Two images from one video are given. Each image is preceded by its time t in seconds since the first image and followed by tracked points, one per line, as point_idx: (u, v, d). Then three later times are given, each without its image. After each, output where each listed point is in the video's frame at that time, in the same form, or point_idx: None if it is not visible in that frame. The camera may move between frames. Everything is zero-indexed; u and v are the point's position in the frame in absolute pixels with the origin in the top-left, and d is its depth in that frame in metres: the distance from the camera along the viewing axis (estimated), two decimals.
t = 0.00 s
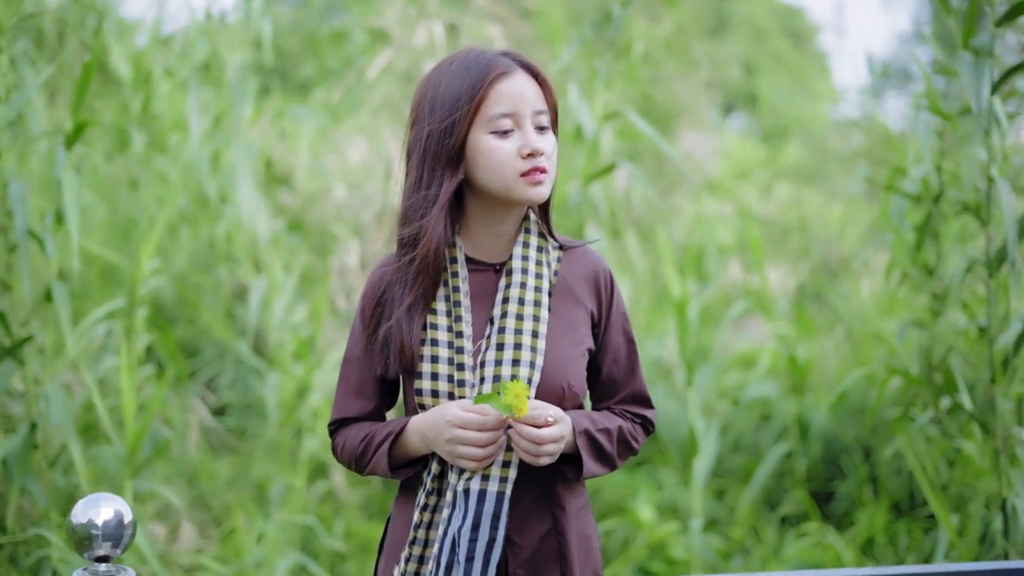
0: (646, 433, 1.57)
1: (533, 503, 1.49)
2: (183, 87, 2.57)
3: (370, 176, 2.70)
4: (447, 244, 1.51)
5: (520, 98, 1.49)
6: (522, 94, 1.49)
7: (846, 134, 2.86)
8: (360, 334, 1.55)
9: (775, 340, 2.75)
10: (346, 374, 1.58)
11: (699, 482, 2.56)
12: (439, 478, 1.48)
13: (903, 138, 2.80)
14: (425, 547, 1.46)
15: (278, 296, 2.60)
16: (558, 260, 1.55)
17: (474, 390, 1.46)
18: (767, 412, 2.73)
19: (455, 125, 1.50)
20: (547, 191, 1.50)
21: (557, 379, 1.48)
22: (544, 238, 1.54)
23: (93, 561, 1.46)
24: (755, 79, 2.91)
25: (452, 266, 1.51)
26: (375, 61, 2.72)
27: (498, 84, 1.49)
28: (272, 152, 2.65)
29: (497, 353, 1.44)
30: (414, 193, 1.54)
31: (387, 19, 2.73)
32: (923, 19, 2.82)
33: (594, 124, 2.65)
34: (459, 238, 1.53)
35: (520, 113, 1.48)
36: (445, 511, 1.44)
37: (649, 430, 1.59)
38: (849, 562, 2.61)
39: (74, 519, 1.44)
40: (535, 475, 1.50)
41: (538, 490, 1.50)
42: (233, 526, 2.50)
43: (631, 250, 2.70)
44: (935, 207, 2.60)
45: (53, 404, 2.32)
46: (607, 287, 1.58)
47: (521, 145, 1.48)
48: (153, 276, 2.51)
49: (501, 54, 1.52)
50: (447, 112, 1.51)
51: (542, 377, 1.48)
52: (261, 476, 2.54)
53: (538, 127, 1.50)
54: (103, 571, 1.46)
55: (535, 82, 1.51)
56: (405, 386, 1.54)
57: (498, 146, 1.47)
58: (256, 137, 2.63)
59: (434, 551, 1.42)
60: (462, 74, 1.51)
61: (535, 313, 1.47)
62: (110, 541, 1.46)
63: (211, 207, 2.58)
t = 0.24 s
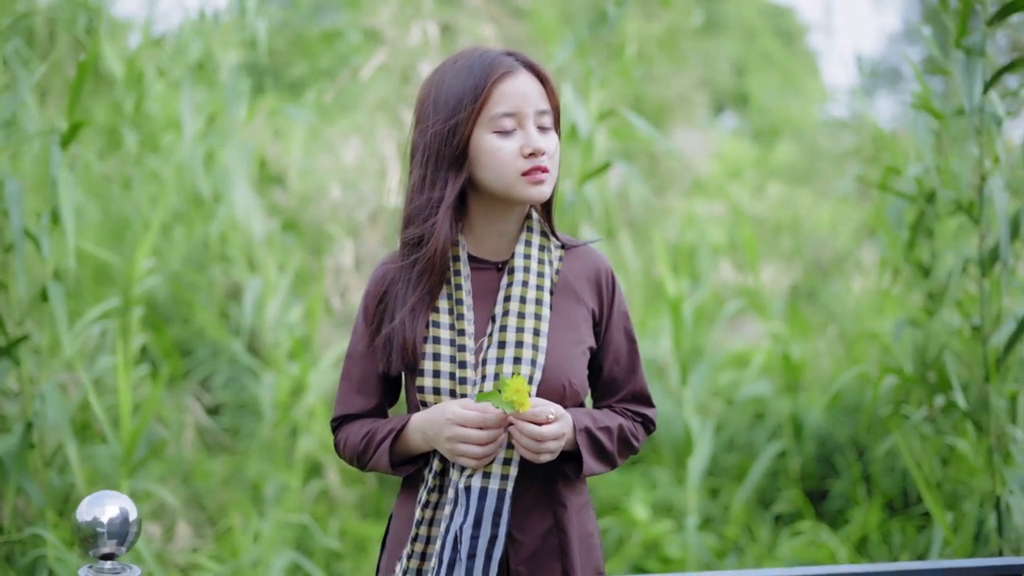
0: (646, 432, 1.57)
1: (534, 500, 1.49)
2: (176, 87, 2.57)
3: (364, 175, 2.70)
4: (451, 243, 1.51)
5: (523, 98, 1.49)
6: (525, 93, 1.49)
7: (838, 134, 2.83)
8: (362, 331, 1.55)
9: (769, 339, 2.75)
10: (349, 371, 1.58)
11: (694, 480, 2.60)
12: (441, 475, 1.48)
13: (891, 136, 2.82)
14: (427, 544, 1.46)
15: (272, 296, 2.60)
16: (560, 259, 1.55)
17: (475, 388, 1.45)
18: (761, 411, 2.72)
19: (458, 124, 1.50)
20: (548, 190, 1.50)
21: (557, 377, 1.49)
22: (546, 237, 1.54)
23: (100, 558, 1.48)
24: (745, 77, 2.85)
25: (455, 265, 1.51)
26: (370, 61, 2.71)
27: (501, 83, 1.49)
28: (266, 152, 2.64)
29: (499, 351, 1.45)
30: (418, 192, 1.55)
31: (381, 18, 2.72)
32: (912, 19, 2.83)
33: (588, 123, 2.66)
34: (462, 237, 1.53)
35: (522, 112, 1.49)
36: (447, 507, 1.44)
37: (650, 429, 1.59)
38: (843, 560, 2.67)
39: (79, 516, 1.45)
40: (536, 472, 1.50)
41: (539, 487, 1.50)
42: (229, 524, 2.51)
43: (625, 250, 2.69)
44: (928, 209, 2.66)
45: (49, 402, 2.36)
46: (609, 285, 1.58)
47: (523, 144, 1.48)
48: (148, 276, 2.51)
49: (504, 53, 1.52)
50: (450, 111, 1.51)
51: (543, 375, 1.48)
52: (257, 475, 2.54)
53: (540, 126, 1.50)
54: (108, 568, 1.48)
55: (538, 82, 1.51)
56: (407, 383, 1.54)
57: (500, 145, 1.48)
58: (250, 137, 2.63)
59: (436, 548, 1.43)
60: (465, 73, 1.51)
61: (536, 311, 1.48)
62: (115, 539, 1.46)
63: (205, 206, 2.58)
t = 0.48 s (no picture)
0: (648, 430, 1.49)
1: (537, 500, 1.40)
2: (173, 87, 2.57)
3: (361, 175, 2.72)
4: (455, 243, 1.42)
5: (526, 97, 1.40)
6: (528, 92, 1.41)
7: (832, 133, 2.89)
8: (363, 334, 1.47)
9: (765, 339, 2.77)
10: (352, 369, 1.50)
11: (690, 479, 2.57)
12: (445, 473, 1.40)
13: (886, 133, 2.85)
14: (430, 542, 1.37)
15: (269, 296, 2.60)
16: (564, 257, 1.47)
17: (480, 386, 1.37)
18: (757, 410, 2.75)
19: (459, 125, 1.42)
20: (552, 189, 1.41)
21: (561, 375, 1.41)
22: (549, 236, 1.46)
23: (104, 556, 1.46)
24: (737, 77, 2.92)
25: (458, 262, 1.43)
26: (368, 61, 2.74)
27: (503, 83, 1.41)
28: (263, 153, 2.66)
29: (502, 349, 1.37)
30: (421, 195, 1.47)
31: (379, 17, 2.75)
32: (906, 20, 2.87)
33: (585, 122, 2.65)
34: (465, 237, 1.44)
35: (525, 112, 1.40)
36: (451, 505, 1.35)
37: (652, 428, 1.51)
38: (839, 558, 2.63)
39: (86, 514, 1.43)
40: (539, 470, 1.41)
41: (542, 485, 1.41)
42: (227, 524, 2.49)
43: (620, 249, 2.69)
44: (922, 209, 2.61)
45: (48, 403, 2.33)
46: (610, 284, 1.50)
47: (525, 143, 1.39)
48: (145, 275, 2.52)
49: (507, 52, 1.44)
50: (452, 111, 1.43)
51: (546, 373, 1.40)
52: (254, 475, 2.55)
53: (543, 125, 1.42)
54: (114, 566, 1.46)
55: (542, 80, 1.43)
56: (411, 381, 1.46)
57: (501, 145, 1.40)
58: (246, 137, 2.64)
59: (440, 548, 1.34)
60: (467, 73, 1.44)
61: (540, 310, 1.39)
62: (120, 537, 1.45)
63: (201, 206, 2.58)
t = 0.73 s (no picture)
0: (647, 429, 1.49)
1: (537, 500, 1.40)
2: (167, 87, 2.58)
3: (357, 175, 2.72)
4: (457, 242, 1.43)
5: (525, 95, 1.41)
6: (528, 91, 1.41)
7: (823, 134, 2.88)
8: (366, 333, 1.47)
9: (758, 339, 2.77)
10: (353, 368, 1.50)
11: (685, 479, 2.58)
12: (447, 471, 1.39)
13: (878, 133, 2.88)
14: (432, 540, 1.37)
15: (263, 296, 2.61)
16: (564, 257, 1.48)
17: (482, 385, 1.37)
18: (751, 409, 2.75)
19: (459, 124, 1.43)
20: (551, 187, 1.42)
21: (562, 374, 1.41)
22: (551, 235, 1.46)
23: (108, 554, 1.47)
24: (729, 76, 2.90)
25: (461, 262, 1.42)
26: (363, 61, 2.75)
27: (502, 81, 1.42)
28: (256, 152, 2.65)
29: (505, 348, 1.37)
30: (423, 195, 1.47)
31: (377, 16, 2.77)
32: (896, 20, 2.86)
33: (583, 122, 2.66)
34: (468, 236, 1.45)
35: (524, 110, 1.41)
36: (453, 504, 1.35)
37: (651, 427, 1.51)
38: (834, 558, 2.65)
39: (88, 513, 1.44)
40: (540, 469, 1.41)
41: (543, 485, 1.40)
42: (222, 523, 2.50)
43: (614, 248, 2.70)
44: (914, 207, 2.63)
45: (44, 402, 2.31)
46: (611, 285, 1.51)
47: (524, 141, 1.40)
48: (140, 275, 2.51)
49: (506, 51, 1.45)
50: (452, 111, 1.44)
51: (547, 372, 1.40)
52: (249, 475, 2.55)
53: (543, 123, 1.42)
54: (118, 564, 1.48)
55: (542, 79, 1.44)
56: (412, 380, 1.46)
57: (501, 143, 1.40)
58: (240, 137, 2.64)
59: (442, 546, 1.34)
60: (468, 72, 1.44)
61: (542, 309, 1.39)
62: (124, 534, 1.46)
63: (194, 206, 2.58)
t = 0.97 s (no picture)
0: (647, 428, 1.50)
1: (538, 497, 1.40)
2: (162, 88, 2.58)
3: (353, 175, 2.73)
4: (460, 241, 1.43)
5: (523, 95, 1.42)
6: (527, 90, 1.42)
7: (816, 135, 2.87)
8: (367, 332, 1.48)
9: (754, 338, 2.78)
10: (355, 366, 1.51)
11: (681, 478, 2.60)
12: (449, 470, 1.40)
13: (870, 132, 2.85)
14: (434, 538, 1.37)
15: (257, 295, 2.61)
16: (565, 257, 1.48)
17: (484, 385, 1.38)
18: (746, 408, 2.76)
19: (458, 124, 1.44)
20: (550, 186, 1.43)
21: (563, 374, 1.41)
22: (552, 235, 1.47)
23: (112, 552, 1.48)
24: (720, 77, 2.92)
25: (462, 262, 1.43)
26: (359, 62, 2.76)
27: (501, 81, 1.42)
28: (251, 152, 2.65)
29: (507, 348, 1.37)
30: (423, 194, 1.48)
31: (374, 17, 2.77)
32: (888, 19, 2.84)
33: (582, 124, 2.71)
34: (469, 234, 1.45)
35: (523, 109, 1.42)
36: (455, 503, 1.36)
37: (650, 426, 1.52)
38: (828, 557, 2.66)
39: (93, 511, 1.44)
40: (541, 468, 1.41)
41: (544, 483, 1.41)
42: (219, 523, 2.50)
43: (608, 247, 2.72)
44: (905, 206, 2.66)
45: (41, 402, 2.32)
46: (612, 285, 1.51)
47: (523, 141, 1.41)
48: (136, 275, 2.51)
49: (505, 52, 1.46)
50: (452, 110, 1.45)
51: (549, 372, 1.41)
52: (244, 474, 2.55)
53: (541, 123, 1.43)
54: (123, 562, 1.50)
55: (540, 79, 1.45)
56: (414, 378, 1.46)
57: (499, 143, 1.41)
58: (235, 137, 2.64)
59: (444, 544, 1.35)
60: (466, 72, 1.45)
61: (544, 309, 1.40)
62: (128, 533, 1.46)
63: (189, 206, 2.59)
